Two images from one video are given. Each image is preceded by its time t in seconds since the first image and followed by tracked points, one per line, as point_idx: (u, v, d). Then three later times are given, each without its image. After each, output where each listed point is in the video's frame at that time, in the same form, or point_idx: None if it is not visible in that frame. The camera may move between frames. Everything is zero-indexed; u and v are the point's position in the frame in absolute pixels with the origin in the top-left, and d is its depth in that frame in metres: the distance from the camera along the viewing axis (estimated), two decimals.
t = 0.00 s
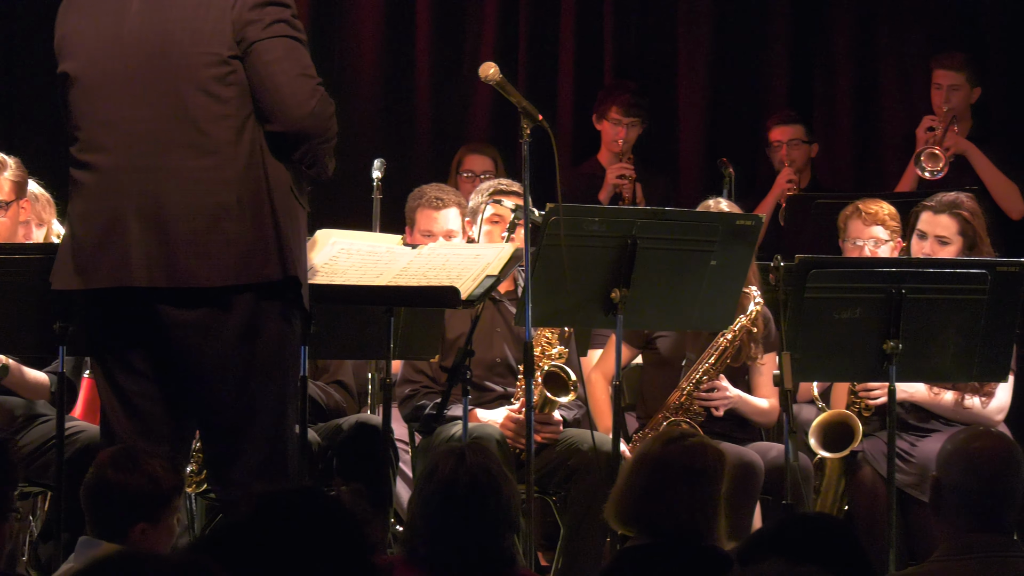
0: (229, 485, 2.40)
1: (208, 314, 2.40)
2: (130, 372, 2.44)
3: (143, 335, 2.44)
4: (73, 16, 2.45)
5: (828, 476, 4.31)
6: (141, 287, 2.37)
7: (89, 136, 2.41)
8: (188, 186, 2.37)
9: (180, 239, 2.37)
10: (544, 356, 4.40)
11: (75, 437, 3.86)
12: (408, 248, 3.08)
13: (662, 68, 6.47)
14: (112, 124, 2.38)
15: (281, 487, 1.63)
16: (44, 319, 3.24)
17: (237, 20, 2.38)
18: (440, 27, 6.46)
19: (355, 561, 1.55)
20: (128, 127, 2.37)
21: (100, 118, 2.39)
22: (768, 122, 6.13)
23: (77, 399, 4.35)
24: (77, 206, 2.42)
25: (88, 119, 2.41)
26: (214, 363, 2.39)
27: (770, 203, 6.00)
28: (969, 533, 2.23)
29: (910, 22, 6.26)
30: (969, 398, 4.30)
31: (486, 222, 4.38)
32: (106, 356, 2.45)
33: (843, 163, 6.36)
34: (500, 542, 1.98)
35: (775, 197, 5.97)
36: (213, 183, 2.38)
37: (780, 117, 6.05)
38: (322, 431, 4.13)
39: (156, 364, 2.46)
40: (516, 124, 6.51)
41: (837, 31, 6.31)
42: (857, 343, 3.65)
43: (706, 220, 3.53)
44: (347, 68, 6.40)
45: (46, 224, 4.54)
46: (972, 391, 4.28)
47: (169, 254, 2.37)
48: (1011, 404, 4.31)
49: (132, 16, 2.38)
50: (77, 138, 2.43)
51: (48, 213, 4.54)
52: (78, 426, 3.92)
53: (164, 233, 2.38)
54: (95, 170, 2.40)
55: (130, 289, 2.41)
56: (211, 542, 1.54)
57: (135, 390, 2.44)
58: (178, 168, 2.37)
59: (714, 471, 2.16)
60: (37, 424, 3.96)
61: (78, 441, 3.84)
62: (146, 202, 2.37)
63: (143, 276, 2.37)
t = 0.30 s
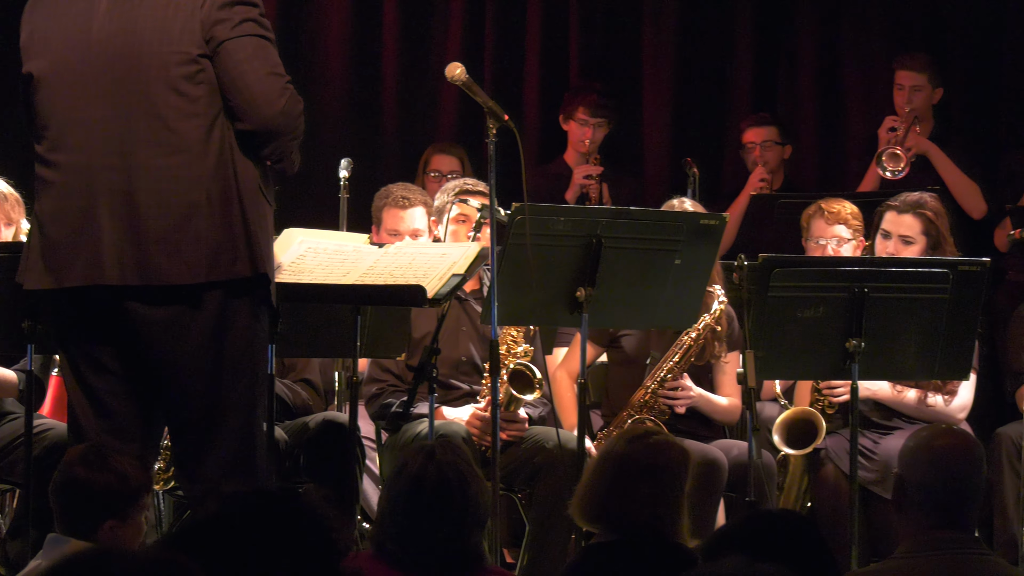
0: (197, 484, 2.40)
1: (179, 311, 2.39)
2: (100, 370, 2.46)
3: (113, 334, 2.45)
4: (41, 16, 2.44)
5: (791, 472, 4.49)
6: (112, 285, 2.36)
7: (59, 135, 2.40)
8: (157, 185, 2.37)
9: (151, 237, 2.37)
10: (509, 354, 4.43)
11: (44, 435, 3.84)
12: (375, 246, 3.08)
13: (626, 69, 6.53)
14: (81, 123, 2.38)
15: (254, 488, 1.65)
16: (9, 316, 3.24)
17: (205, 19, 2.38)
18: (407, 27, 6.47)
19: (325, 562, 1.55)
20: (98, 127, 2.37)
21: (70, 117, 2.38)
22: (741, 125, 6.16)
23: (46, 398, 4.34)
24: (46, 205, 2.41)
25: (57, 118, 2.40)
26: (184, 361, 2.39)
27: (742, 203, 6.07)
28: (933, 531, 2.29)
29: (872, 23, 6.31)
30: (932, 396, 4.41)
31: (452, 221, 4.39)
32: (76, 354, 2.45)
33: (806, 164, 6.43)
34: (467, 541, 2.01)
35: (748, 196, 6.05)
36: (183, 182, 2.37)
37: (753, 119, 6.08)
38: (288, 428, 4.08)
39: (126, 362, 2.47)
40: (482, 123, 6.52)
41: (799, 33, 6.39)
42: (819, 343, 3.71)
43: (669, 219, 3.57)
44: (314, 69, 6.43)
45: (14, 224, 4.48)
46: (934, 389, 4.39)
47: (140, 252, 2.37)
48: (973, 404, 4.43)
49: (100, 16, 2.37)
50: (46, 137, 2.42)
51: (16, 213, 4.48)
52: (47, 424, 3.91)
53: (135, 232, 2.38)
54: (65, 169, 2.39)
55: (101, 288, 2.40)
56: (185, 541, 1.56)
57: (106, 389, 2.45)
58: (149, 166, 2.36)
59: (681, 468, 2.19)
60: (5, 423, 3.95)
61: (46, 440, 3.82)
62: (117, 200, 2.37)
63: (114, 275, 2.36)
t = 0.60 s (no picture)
0: (168, 482, 2.39)
1: (161, 307, 2.39)
2: (78, 371, 2.43)
3: (93, 330, 2.43)
4: (23, 12, 2.42)
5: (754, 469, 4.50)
6: (99, 283, 2.36)
7: (43, 133, 2.39)
8: (144, 183, 2.37)
9: (138, 235, 2.37)
10: (475, 352, 4.45)
11: (10, 434, 3.83)
12: (341, 247, 3.11)
13: (592, 70, 6.58)
14: (67, 121, 2.37)
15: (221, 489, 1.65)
16: None
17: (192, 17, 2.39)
18: (372, 26, 6.47)
19: (295, 563, 1.59)
20: (84, 125, 2.37)
21: (54, 115, 2.38)
22: (711, 126, 6.22)
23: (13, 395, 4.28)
24: (29, 203, 2.40)
25: (40, 116, 2.38)
26: (164, 358, 2.39)
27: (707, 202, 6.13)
28: (896, 527, 2.33)
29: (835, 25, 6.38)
30: (892, 394, 4.46)
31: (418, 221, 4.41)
32: (52, 352, 2.43)
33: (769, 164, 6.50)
34: (435, 536, 2.04)
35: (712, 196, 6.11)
36: (170, 180, 2.38)
37: (724, 121, 6.16)
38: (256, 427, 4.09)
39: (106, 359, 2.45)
40: (448, 124, 6.54)
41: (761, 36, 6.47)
42: (782, 341, 3.76)
43: (634, 219, 3.60)
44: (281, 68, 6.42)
45: None
46: (895, 387, 4.44)
47: (127, 250, 2.37)
48: (934, 401, 4.47)
49: (85, 14, 2.37)
50: (27, 135, 2.41)
51: None
52: (14, 423, 3.90)
53: (122, 230, 2.38)
54: (49, 167, 2.39)
55: (85, 286, 2.40)
56: (153, 538, 1.55)
57: (82, 387, 2.42)
58: (136, 165, 2.37)
59: (648, 466, 2.21)
60: None
61: (13, 438, 3.80)
62: (104, 198, 2.38)
63: (101, 273, 2.36)
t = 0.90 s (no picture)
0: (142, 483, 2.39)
1: (156, 305, 2.38)
2: (64, 373, 2.42)
3: (84, 332, 2.43)
4: (10, 13, 2.40)
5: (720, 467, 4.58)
6: (91, 284, 2.36)
7: (32, 133, 2.37)
8: (136, 184, 2.37)
9: (131, 236, 2.36)
10: (444, 351, 4.47)
11: None
12: (310, 246, 3.12)
13: (559, 71, 6.62)
14: (58, 122, 2.36)
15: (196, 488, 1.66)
16: None
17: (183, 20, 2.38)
18: (341, 26, 6.47)
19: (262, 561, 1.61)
20: (76, 126, 2.35)
21: (46, 116, 2.36)
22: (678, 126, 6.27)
23: None
24: (18, 204, 2.38)
25: (31, 116, 2.37)
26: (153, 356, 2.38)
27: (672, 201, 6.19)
28: (862, 526, 2.37)
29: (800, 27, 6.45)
30: (858, 393, 4.52)
31: (386, 221, 4.42)
32: (36, 353, 2.42)
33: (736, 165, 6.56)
34: (406, 535, 2.06)
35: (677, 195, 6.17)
36: (162, 181, 2.38)
37: (689, 121, 6.21)
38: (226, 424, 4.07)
39: (95, 360, 2.45)
40: (417, 124, 6.56)
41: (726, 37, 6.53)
42: (748, 341, 3.81)
43: (602, 219, 3.64)
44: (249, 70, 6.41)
45: None
46: (861, 385, 4.50)
47: (120, 251, 2.36)
48: (898, 400, 4.53)
49: (76, 17, 2.36)
50: (17, 137, 2.38)
51: None
52: None
53: (114, 230, 2.37)
54: (39, 168, 2.36)
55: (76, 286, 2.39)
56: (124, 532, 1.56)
57: (67, 389, 2.42)
58: (129, 166, 2.36)
59: (616, 463, 2.25)
60: None
61: None
62: (97, 199, 2.36)
63: (93, 274, 2.35)
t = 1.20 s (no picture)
0: (119, 481, 2.40)
1: (145, 305, 2.39)
2: (47, 372, 2.42)
3: (68, 331, 2.43)
4: None
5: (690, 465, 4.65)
6: (78, 287, 2.35)
7: (17, 136, 2.35)
8: (124, 188, 2.37)
9: (119, 240, 2.36)
10: (415, 350, 4.49)
11: None
12: (282, 244, 3.12)
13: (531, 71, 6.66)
14: (44, 126, 2.35)
15: (171, 488, 1.66)
16: None
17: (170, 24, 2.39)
18: (312, 24, 6.47)
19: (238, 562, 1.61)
20: (63, 129, 2.34)
21: (31, 118, 2.35)
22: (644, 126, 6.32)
23: None
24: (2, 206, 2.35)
25: (16, 119, 2.35)
26: (138, 354, 2.40)
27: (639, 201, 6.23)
28: (830, 523, 2.39)
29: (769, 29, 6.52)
30: (827, 392, 4.60)
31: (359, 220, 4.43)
32: (19, 351, 2.41)
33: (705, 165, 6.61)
34: (379, 535, 2.08)
35: (643, 194, 6.21)
36: (151, 185, 2.38)
37: (656, 121, 6.26)
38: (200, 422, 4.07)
39: (79, 360, 2.45)
40: (389, 124, 6.57)
41: (696, 38, 6.58)
42: (717, 340, 3.85)
43: (572, 218, 3.68)
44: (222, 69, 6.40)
45: None
46: (829, 384, 4.58)
47: (108, 255, 2.36)
48: (867, 399, 4.62)
49: (62, 19, 2.35)
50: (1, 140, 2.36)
51: None
52: None
53: (101, 234, 2.37)
54: (24, 170, 2.35)
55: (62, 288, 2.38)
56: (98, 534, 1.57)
57: (50, 387, 2.42)
58: (117, 169, 2.36)
59: (589, 462, 2.28)
60: None
61: None
62: (84, 203, 2.35)
63: (82, 277, 2.35)
